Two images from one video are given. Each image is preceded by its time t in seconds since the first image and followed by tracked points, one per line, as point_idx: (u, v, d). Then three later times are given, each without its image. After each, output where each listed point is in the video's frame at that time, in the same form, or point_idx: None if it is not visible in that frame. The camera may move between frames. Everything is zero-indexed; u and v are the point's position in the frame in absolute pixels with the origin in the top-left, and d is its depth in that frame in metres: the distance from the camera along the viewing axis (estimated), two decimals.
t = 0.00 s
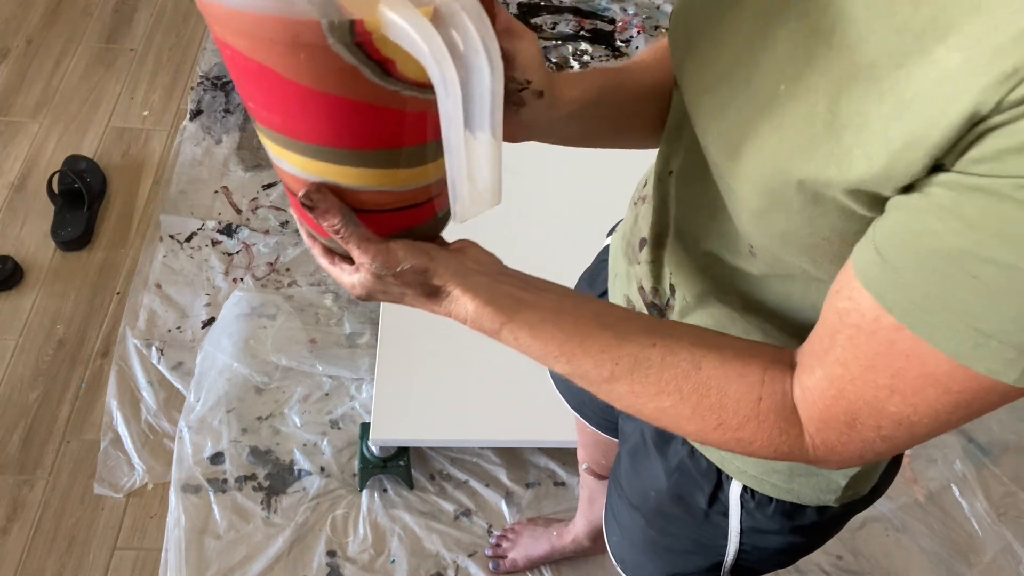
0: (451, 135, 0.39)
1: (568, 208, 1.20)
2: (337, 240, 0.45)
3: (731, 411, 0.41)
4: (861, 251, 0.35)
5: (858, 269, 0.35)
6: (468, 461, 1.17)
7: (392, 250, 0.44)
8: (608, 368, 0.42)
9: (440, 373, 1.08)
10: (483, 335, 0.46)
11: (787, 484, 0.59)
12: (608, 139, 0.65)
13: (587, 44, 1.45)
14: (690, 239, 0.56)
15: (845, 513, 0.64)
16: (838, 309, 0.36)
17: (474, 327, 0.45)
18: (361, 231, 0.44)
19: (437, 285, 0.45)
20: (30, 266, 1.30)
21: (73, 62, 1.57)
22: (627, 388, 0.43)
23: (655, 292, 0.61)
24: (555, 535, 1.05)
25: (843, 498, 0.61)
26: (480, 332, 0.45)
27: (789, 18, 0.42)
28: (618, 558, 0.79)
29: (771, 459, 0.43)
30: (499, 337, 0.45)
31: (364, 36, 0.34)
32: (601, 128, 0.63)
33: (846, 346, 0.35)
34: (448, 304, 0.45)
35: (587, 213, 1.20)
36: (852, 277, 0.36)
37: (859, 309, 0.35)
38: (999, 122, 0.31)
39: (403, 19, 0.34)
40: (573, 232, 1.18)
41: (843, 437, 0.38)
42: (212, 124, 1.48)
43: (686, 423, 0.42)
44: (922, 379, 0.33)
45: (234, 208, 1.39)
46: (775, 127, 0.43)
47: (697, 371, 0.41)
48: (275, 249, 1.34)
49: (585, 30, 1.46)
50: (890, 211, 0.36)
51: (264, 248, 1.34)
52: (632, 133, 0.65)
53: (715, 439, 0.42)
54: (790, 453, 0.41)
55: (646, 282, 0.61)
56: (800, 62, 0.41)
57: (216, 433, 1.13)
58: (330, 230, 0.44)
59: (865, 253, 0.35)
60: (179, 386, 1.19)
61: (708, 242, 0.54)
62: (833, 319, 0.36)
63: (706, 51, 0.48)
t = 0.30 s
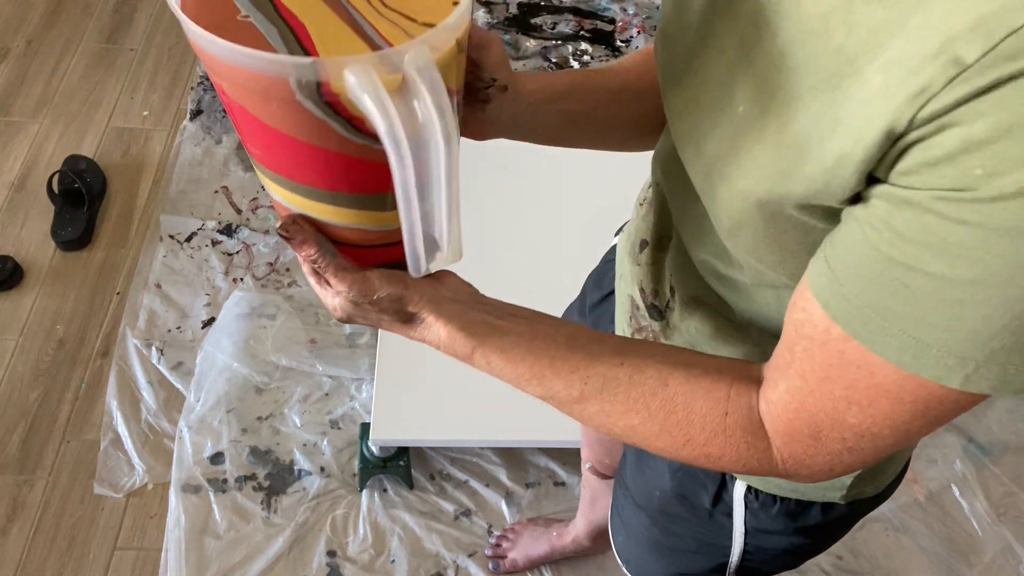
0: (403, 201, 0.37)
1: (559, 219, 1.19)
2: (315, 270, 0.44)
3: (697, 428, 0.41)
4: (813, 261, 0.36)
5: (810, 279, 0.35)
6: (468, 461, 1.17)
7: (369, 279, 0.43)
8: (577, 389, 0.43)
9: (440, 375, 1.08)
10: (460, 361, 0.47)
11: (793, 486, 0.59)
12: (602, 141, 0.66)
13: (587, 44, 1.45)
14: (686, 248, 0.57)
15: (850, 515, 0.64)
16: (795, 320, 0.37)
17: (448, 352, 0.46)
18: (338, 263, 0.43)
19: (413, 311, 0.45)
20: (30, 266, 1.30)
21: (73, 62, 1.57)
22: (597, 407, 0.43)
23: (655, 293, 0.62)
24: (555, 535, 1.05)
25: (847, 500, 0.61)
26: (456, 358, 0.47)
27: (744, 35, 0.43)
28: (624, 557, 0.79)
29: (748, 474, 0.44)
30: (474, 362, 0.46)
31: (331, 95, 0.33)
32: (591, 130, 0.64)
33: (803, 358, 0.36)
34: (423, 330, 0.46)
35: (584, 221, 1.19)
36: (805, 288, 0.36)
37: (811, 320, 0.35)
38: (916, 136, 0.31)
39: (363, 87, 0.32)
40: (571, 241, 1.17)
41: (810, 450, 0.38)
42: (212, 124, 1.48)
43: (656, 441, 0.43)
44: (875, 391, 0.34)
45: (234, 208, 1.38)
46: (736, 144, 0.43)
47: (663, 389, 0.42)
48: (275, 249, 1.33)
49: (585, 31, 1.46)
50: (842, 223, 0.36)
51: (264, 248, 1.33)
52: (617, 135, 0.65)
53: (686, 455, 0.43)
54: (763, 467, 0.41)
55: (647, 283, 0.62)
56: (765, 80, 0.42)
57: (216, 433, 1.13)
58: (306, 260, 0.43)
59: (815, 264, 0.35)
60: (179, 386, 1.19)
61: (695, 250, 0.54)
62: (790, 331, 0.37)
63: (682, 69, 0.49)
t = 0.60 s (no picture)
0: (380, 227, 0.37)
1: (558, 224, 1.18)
2: (297, 283, 0.45)
3: (670, 447, 0.41)
4: (783, 278, 0.36)
5: (779, 295, 0.36)
6: (468, 461, 1.17)
7: (350, 295, 0.45)
8: (550, 408, 0.43)
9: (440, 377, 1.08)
10: (436, 381, 0.48)
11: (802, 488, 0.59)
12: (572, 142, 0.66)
13: (587, 44, 1.45)
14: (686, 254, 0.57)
15: (858, 517, 0.64)
16: (766, 337, 0.37)
17: (423, 372, 0.48)
18: (319, 276, 0.45)
19: (390, 329, 0.47)
20: (30, 266, 1.30)
21: (73, 62, 1.57)
22: (571, 426, 0.43)
23: (658, 295, 0.61)
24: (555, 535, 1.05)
25: (855, 500, 0.61)
26: (430, 378, 0.48)
27: (722, 50, 0.43)
28: (632, 558, 0.79)
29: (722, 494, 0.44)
30: (448, 382, 0.47)
31: (322, 113, 0.33)
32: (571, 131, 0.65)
33: (774, 375, 0.36)
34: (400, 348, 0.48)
35: (582, 226, 1.18)
36: (775, 306, 0.36)
37: (780, 338, 0.35)
38: (868, 157, 0.32)
39: (348, 110, 0.32)
40: (569, 246, 1.16)
41: (784, 469, 0.38)
42: (212, 123, 1.48)
43: (629, 460, 0.42)
44: (843, 411, 0.34)
45: (234, 208, 1.38)
46: (715, 161, 0.44)
47: (635, 408, 0.42)
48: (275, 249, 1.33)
49: (585, 31, 1.46)
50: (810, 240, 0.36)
51: (264, 248, 1.33)
52: (591, 137, 0.65)
53: (660, 474, 0.42)
54: (737, 485, 0.41)
55: (648, 285, 0.61)
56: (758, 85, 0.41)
57: (216, 433, 1.13)
58: (289, 270, 0.44)
59: (784, 282, 0.35)
60: (179, 386, 1.19)
61: (694, 258, 0.54)
62: (761, 347, 0.37)
63: (668, 87, 0.49)
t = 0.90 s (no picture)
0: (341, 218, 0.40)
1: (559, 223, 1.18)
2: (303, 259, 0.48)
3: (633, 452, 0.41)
4: (754, 286, 0.36)
5: (748, 302, 0.36)
6: (468, 461, 1.17)
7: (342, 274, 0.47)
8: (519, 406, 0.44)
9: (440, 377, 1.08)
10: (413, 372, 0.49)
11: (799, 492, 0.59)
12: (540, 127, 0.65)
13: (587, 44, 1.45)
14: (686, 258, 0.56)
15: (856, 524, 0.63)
16: (735, 345, 0.37)
17: (401, 361, 0.49)
18: (318, 251, 0.47)
19: (376, 314, 0.48)
20: (30, 266, 1.30)
21: (73, 62, 1.57)
22: (538, 426, 0.43)
23: (658, 296, 0.60)
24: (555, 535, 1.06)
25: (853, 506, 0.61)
26: (408, 368, 0.49)
27: (710, 58, 0.44)
28: (634, 559, 0.79)
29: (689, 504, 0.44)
30: (424, 374, 0.48)
31: (315, 118, 0.36)
32: (551, 122, 0.64)
33: (741, 383, 0.36)
34: (383, 335, 0.48)
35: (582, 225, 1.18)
36: (745, 315, 0.36)
37: (749, 346, 0.36)
38: (833, 163, 0.33)
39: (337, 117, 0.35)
40: (569, 245, 1.15)
41: (748, 482, 0.38)
42: (212, 123, 1.48)
43: (592, 462, 0.42)
44: (805, 421, 0.34)
45: (234, 208, 1.38)
46: (701, 169, 0.45)
47: (601, 410, 0.42)
48: (275, 249, 1.33)
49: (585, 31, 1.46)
50: (782, 248, 0.37)
51: (264, 248, 1.33)
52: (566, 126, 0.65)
53: (622, 479, 0.42)
54: (695, 497, 0.41)
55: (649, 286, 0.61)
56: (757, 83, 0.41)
57: (216, 433, 1.13)
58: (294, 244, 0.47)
59: (755, 290, 0.36)
60: (179, 386, 1.19)
61: (693, 260, 0.54)
62: (730, 355, 0.37)
63: (652, 95, 0.50)
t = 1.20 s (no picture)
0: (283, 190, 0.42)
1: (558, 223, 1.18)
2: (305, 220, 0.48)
3: (580, 438, 0.42)
4: (724, 276, 0.36)
5: (716, 294, 0.36)
6: (468, 461, 1.17)
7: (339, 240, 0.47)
8: (476, 385, 0.43)
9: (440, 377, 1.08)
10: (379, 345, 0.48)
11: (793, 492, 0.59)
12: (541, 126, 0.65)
13: (586, 44, 1.45)
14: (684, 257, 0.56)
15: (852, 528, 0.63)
16: (699, 336, 0.37)
17: (368, 332, 0.48)
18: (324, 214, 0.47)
19: (350, 282, 0.48)
20: (29, 266, 1.30)
21: (73, 62, 1.57)
22: (492, 407, 0.43)
23: (657, 295, 0.61)
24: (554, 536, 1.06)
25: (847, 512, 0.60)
26: (374, 341, 0.48)
27: (704, 53, 0.44)
28: (630, 558, 0.79)
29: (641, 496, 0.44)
30: (389, 348, 0.47)
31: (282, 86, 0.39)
32: (552, 120, 0.65)
33: (700, 374, 0.36)
34: (355, 304, 0.48)
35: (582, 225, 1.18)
36: (711, 304, 0.36)
37: (712, 336, 0.36)
38: (805, 155, 0.33)
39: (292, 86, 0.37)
40: (569, 245, 1.16)
41: (694, 478, 0.39)
42: (212, 123, 1.48)
43: (540, 445, 0.43)
44: (760, 416, 0.34)
45: (234, 208, 1.38)
46: (695, 165, 0.45)
47: (554, 396, 0.42)
48: (275, 249, 1.33)
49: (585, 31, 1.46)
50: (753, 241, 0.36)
51: (264, 248, 1.33)
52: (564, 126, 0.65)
53: (568, 464, 0.43)
54: (637, 488, 0.41)
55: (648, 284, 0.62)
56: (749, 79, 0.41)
57: (216, 433, 1.13)
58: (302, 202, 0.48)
59: (723, 279, 0.36)
60: (179, 386, 1.19)
61: (689, 259, 0.54)
62: (692, 348, 0.37)
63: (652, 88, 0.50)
